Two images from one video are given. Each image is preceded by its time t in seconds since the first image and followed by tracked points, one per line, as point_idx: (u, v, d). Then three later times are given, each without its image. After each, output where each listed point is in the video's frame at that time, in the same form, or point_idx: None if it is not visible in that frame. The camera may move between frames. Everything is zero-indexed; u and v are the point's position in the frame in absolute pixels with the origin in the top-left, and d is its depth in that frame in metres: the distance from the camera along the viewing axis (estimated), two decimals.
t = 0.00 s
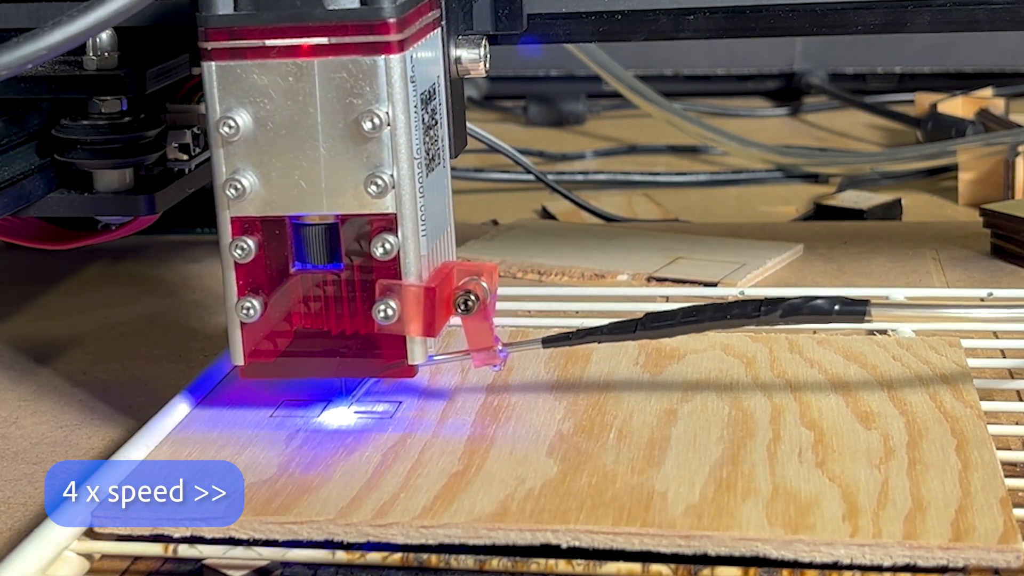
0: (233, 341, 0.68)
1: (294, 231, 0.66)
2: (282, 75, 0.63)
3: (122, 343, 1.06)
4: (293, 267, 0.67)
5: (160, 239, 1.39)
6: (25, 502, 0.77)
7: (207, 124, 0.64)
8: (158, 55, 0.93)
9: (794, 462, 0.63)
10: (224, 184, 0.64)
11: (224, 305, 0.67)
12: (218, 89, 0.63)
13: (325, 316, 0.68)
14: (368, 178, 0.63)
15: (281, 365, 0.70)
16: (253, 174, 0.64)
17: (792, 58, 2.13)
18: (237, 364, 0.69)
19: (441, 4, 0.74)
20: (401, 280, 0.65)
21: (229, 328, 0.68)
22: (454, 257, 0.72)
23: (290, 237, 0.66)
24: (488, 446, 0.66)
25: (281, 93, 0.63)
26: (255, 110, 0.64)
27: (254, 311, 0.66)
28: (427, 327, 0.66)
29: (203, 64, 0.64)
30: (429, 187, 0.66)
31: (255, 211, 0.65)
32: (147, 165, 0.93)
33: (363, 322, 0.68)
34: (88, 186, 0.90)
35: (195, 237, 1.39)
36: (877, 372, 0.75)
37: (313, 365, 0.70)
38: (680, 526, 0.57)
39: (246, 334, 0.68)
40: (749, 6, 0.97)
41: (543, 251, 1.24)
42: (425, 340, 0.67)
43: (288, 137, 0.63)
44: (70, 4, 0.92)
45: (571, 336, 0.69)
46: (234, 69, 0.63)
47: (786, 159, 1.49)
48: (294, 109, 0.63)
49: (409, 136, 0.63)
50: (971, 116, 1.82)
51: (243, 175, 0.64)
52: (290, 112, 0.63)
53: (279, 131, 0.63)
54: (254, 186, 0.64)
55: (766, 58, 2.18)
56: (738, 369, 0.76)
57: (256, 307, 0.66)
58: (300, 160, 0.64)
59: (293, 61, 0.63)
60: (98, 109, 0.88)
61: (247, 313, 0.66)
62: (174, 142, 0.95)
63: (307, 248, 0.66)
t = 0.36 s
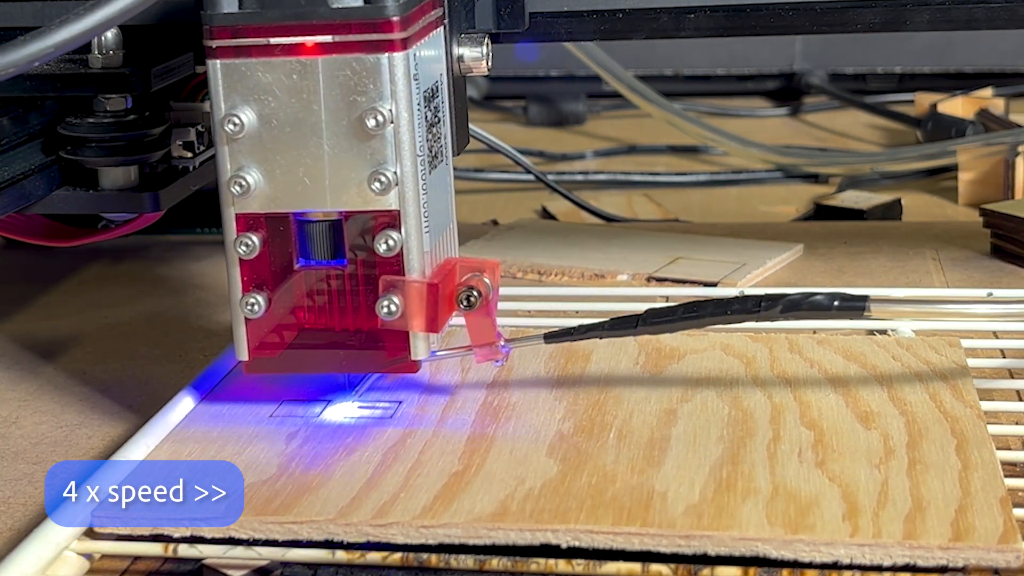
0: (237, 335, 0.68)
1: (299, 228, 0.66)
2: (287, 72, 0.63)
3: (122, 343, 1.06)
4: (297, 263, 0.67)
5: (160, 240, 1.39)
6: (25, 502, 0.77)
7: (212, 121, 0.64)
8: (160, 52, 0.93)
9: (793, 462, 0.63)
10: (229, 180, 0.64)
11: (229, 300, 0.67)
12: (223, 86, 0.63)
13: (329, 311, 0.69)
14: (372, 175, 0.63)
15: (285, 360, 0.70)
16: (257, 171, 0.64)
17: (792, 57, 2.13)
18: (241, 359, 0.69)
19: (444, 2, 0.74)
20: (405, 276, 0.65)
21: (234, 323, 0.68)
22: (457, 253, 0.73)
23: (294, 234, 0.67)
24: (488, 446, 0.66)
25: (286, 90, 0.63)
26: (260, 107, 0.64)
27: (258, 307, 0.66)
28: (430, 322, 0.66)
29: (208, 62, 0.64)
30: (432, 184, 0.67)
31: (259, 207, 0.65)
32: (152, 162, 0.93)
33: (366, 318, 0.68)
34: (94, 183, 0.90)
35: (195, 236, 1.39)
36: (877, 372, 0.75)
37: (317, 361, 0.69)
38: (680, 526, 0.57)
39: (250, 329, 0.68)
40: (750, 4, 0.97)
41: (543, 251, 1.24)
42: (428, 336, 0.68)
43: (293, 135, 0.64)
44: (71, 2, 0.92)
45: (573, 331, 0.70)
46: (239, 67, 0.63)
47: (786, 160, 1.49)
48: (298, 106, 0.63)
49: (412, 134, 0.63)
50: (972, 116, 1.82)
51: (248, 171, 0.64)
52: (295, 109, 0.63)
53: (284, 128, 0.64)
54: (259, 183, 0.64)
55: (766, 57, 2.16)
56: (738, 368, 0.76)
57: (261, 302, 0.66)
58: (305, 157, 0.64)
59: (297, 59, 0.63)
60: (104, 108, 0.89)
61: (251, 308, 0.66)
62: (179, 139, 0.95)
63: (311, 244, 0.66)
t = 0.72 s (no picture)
0: (241, 331, 0.68)
1: (303, 225, 0.66)
2: (291, 70, 0.63)
3: (122, 343, 1.06)
4: (300, 260, 0.67)
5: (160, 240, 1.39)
6: (25, 502, 0.77)
7: (217, 118, 0.64)
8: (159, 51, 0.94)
9: (793, 462, 0.63)
10: (234, 178, 0.65)
11: (233, 297, 0.68)
12: (227, 84, 0.64)
13: (331, 307, 0.68)
14: (375, 172, 0.63)
15: (287, 355, 0.71)
16: (262, 168, 0.65)
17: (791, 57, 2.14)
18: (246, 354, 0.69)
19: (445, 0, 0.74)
20: (408, 272, 0.65)
21: (238, 319, 0.68)
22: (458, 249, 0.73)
23: (298, 230, 0.67)
24: (488, 445, 0.66)
25: (290, 88, 0.63)
26: (264, 105, 0.64)
27: (263, 303, 0.66)
28: (433, 318, 0.66)
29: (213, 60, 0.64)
30: (434, 181, 0.67)
31: (263, 204, 0.65)
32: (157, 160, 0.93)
33: (369, 315, 0.68)
34: (98, 181, 0.90)
35: (195, 236, 1.39)
36: (877, 372, 0.75)
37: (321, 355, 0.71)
38: (680, 526, 0.57)
39: (255, 324, 0.68)
40: (750, 3, 0.97)
41: (543, 251, 1.24)
42: (431, 331, 0.68)
43: (296, 132, 0.64)
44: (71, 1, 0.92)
45: (575, 328, 0.70)
46: (244, 65, 0.64)
47: (786, 160, 1.49)
48: (302, 104, 0.64)
49: (415, 131, 0.64)
50: (971, 116, 1.82)
51: (252, 169, 0.65)
52: (299, 107, 0.64)
53: (287, 126, 0.64)
54: (263, 180, 0.65)
55: (766, 57, 2.17)
56: (738, 368, 0.76)
57: (265, 298, 0.66)
58: (308, 154, 0.64)
59: (301, 57, 0.63)
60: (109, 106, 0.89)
61: (256, 304, 0.66)
62: (182, 138, 0.93)
63: (316, 242, 0.66)
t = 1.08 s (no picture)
0: (253, 329, 0.68)
1: (313, 224, 0.67)
2: (301, 69, 0.64)
3: (122, 343, 1.06)
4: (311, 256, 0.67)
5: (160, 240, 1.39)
6: (25, 501, 0.77)
7: (227, 117, 0.65)
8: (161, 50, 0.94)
9: (793, 462, 0.63)
10: (244, 176, 0.65)
11: (244, 295, 0.68)
12: (238, 83, 0.64)
13: (340, 306, 0.68)
14: (385, 171, 0.64)
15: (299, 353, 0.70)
16: (272, 166, 0.65)
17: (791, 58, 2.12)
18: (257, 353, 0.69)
19: None
20: (418, 271, 0.66)
21: (249, 318, 0.68)
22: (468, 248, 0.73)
23: (309, 230, 0.67)
24: (488, 446, 0.66)
25: (300, 87, 0.64)
26: (274, 104, 0.64)
27: (274, 301, 0.66)
28: (443, 317, 0.67)
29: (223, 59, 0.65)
30: (444, 180, 0.67)
31: (273, 202, 0.66)
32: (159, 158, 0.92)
33: (380, 313, 0.68)
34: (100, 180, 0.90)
35: (194, 236, 1.39)
36: (877, 372, 0.75)
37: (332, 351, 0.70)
38: (680, 526, 0.57)
39: (266, 322, 0.68)
40: (750, 2, 0.97)
41: (543, 250, 1.24)
42: (441, 329, 0.68)
43: (307, 131, 0.64)
44: None
45: (585, 326, 0.70)
46: (254, 64, 0.64)
47: (786, 159, 1.49)
48: (312, 102, 0.64)
49: (425, 131, 0.64)
50: (972, 116, 1.82)
51: (262, 167, 0.65)
52: (309, 105, 0.64)
53: (298, 125, 0.64)
54: (273, 178, 0.65)
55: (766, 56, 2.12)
56: (738, 368, 0.76)
57: (276, 297, 0.66)
58: (319, 153, 0.65)
59: (312, 56, 0.63)
60: (111, 105, 0.88)
61: (266, 303, 0.67)
62: (184, 136, 0.94)
63: (325, 241, 0.67)
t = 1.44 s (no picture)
0: (266, 329, 0.69)
1: (327, 224, 0.67)
2: (316, 68, 0.64)
3: (122, 343, 1.06)
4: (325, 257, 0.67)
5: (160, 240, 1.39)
6: (25, 501, 0.77)
7: (241, 117, 0.65)
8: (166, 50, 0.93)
9: (793, 462, 0.63)
10: (258, 176, 0.65)
11: (258, 295, 0.68)
12: (252, 83, 0.64)
13: (355, 304, 0.68)
14: (400, 171, 0.64)
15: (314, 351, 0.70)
16: (286, 167, 0.65)
17: (791, 57, 2.11)
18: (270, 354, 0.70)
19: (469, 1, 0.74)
20: (433, 271, 0.66)
21: (263, 318, 0.69)
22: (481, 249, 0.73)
23: (322, 229, 0.67)
24: (488, 445, 0.66)
25: (314, 87, 0.64)
26: (289, 103, 0.64)
27: (287, 301, 0.67)
28: (458, 317, 0.67)
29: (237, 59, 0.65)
30: (458, 180, 0.67)
31: (288, 202, 0.66)
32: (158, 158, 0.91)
33: (393, 312, 0.68)
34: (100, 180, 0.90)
35: (194, 237, 1.39)
36: (877, 371, 0.75)
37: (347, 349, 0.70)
38: (680, 526, 0.57)
39: (280, 322, 0.69)
40: (750, 2, 0.97)
41: (543, 250, 1.24)
42: (456, 329, 0.68)
43: (321, 131, 0.64)
44: None
45: (599, 326, 0.70)
46: (269, 64, 0.64)
47: (786, 160, 1.49)
48: (327, 102, 0.64)
49: (440, 131, 0.64)
50: (972, 116, 1.82)
51: (277, 167, 0.65)
52: (323, 105, 0.64)
53: (313, 125, 0.64)
54: (288, 178, 0.65)
55: (766, 55, 2.11)
56: (737, 368, 0.76)
57: (289, 297, 0.67)
58: (333, 152, 0.65)
59: (326, 55, 0.63)
60: (111, 104, 0.88)
61: (280, 303, 0.67)
62: (184, 136, 0.93)
63: (339, 241, 0.67)
